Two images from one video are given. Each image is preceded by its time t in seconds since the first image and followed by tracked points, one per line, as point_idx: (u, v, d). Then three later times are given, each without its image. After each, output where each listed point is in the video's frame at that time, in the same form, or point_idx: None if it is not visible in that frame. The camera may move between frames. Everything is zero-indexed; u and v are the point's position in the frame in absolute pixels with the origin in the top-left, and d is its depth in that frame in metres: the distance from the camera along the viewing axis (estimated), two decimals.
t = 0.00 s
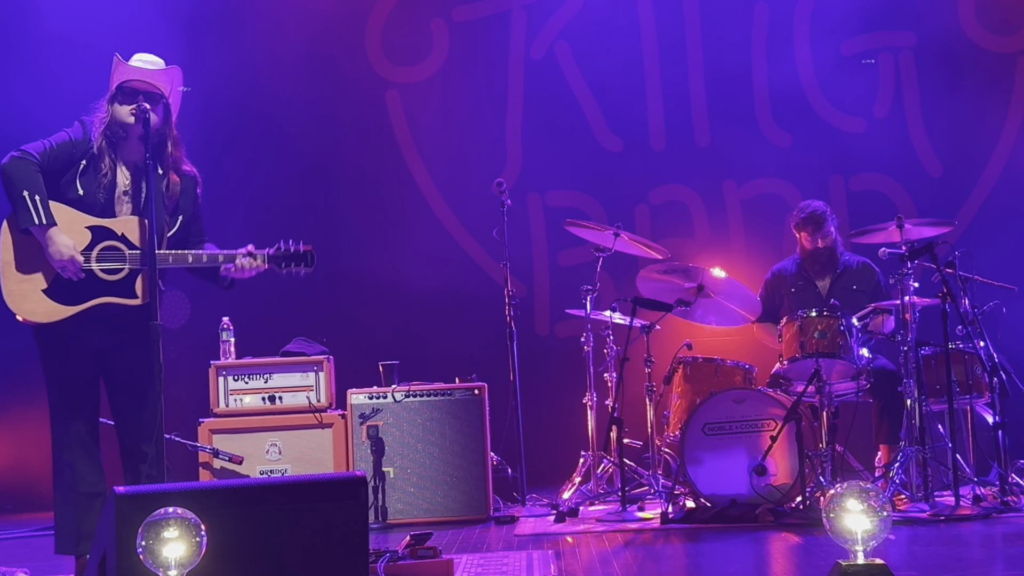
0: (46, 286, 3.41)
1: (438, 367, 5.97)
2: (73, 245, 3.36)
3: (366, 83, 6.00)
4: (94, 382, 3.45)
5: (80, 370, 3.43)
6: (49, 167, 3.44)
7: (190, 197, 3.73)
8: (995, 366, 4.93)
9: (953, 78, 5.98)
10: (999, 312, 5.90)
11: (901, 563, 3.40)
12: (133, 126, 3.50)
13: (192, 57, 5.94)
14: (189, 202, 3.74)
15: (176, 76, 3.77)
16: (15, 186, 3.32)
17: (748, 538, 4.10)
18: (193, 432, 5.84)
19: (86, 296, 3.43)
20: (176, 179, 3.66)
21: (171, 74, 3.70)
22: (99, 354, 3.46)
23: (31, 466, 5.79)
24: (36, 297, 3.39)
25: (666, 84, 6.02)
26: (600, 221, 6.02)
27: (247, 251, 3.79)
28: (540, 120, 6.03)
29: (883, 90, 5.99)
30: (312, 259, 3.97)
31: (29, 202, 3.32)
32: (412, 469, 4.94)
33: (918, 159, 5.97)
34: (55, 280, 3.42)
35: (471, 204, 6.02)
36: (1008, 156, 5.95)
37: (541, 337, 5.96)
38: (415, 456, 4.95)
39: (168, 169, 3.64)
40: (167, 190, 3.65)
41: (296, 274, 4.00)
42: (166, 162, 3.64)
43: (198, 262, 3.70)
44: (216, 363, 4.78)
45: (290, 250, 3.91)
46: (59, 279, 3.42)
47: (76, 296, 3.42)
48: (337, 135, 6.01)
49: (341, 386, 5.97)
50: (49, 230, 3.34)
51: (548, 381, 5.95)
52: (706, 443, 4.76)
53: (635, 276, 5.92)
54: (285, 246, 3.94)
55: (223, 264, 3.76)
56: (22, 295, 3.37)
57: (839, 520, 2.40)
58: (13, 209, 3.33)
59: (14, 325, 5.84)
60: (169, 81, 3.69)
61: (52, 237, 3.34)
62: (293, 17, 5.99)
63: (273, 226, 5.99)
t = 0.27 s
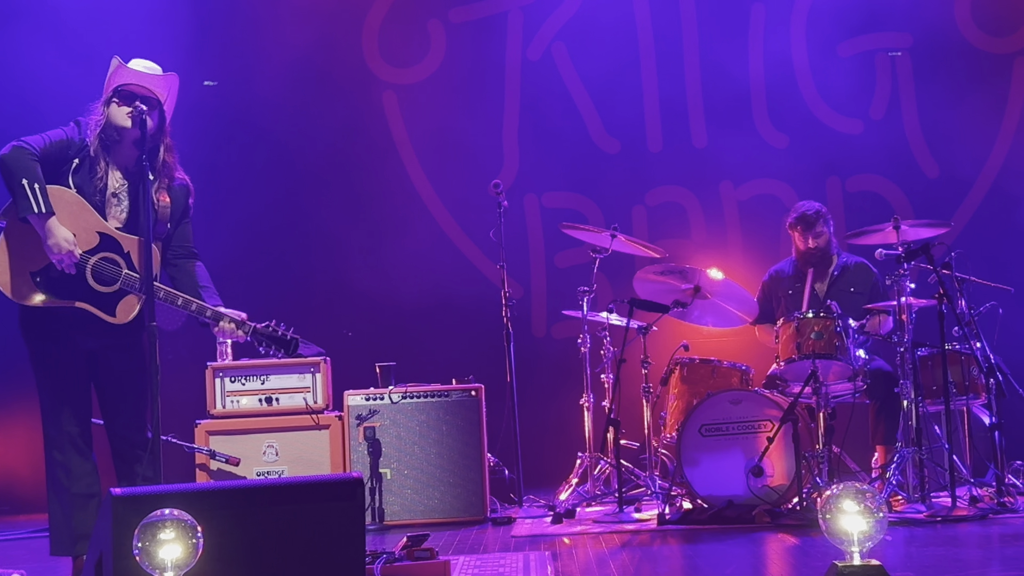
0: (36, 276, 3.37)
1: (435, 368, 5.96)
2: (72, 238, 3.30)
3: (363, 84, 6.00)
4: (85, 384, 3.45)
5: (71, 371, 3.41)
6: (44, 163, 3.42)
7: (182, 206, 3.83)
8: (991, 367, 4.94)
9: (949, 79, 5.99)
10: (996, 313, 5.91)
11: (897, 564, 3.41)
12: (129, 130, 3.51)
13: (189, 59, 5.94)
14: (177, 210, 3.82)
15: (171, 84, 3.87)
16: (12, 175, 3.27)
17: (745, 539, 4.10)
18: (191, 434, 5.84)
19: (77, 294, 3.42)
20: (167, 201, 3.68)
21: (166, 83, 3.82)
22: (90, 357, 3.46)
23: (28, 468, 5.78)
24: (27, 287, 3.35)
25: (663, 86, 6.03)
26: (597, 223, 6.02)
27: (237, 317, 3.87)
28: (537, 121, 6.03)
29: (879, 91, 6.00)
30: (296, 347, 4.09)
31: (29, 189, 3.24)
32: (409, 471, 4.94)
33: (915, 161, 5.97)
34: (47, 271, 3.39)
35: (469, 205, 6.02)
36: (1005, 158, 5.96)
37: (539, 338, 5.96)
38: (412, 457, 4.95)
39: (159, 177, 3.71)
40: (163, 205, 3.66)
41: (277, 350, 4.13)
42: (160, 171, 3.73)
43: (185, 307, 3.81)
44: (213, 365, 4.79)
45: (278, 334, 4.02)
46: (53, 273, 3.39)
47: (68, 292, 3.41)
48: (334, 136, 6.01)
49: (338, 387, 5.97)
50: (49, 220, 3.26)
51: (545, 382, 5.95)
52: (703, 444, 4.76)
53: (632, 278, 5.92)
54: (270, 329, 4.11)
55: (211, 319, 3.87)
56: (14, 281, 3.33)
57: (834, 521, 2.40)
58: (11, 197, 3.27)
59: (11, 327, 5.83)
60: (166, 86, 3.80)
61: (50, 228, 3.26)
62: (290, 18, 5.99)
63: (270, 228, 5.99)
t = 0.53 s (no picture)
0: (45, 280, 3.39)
1: (433, 369, 5.96)
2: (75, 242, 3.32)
3: (362, 85, 6.00)
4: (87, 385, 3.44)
5: (69, 372, 3.39)
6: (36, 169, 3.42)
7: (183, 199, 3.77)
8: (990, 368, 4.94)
9: (948, 80, 5.99)
10: (994, 314, 5.91)
11: (896, 564, 3.41)
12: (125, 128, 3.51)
13: (188, 59, 5.94)
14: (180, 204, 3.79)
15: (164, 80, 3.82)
16: (5, 187, 3.28)
17: (744, 540, 4.10)
18: (189, 435, 5.83)
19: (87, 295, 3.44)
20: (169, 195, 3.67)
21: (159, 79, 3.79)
22: (89, 358, 3.44)
23: (26, 468, 5.78)
24: (34, 293, 3.38)
25: (662, 86, 6.03)
26: (596, 223, 6.02)
27: (251, 294, 3.93)
28: (536, 122, 6.03)
29: (878, 92, 6.00)
30: (310, 318, 4.24)
31: (24, 200, 3.27)
32: (408, 471, 4.93)
33: (914, 161, 5.97)
34: (55, 275, 3.41)
35: (467, 206, 6.02)
36: (1004, 158, 5.96)
37: (537, 339, 5.95)
38: (411, 458, 4.94)
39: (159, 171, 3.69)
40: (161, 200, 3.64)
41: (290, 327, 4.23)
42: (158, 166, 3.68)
43: (199, 289, 3.80)
44: (211, 366, 4.79)
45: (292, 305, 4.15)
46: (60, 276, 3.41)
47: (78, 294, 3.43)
48: (332, 137, 6.01)
49: (337, 388, 5.96)
50: (49, 226, 3.30)
51: (544, 383, 5.95)
52: (702, 444, 4.76)
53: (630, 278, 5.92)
54: (286, 301, 4.16)
55: (224, 299, 3.87)
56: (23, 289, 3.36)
57: (833, 522, 2.40)
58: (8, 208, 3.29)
59: (10, 327, 5.83)
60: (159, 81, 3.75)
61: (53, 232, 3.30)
62: (288, 19, 5.98)
63: (269, 228, 5.99)
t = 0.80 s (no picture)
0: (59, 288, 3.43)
1: (434, 369, 5.97)
2: (86, 250, 3.38)
3: (361, 86, 6.00)
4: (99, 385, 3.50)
5: (85, 371, 3.47)
6: (43, 177, 3.48)
7: (192, 189, 3.79)
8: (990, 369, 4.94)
9: (947, 81, 6.00)
10: (994, 314, 5.91)
11: (897, 565, 3.41)
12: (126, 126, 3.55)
13: (187, 59, 5.94)
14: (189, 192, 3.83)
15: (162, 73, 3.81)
16: (13, 200, 3.34)
17: (744, 540, 4.11)
18: (189, 435, 5.83)
19: (102, 297, 3.48)
20: (178, 183, 3.71)
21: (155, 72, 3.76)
22: (105, 357, 3.50)
23: (27, 469, 5.78)
24: (49, 302, 3.41)
25: (662, 86, 6.03)
26: (596, 224, 6.02)
27: (265, 264, 3.96)
28: (535, 123, 6.03)
29: (878, 92, 6.00)
30: (327, 276, 4.24)
31: (33, 212, 3.33)
32: (407, 472, 4.94)
33: (914, 162, 5.98)
34: (68, 283, 3.45)
35: (467, 207, 6.02)
36: (1004, 159, 5.96)
37: (537, 339, 5.96)
38: (412, 459, 4.95)
39: (164, 163, 3.71)
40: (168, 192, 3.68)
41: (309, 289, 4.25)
42: (162, 159, 3.71)
43: (214, 269, 3.84)
44: (211, 366, 4.79)
45: (306, 266, 4.16)
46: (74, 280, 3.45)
47: (93, 296, 3.47)
48: (332, 138, 6.01)
49: (337, 388, 5.97)
50: (58, 236, 3.35)
51: (544, 383, 5.95)
52: (702, 445, 4.76)
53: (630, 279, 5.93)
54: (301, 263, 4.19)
55: (239, 275, 3.93)
56: (38, 299, 3.40)
57: (833, 522, 2.40)
58: (17, 222, 3.35)
59: (10, 328, 5.83)
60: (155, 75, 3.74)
61: (63, 241, 3.35)
62: (288, 19, 5.99)
63: (268, 229, 5.99)
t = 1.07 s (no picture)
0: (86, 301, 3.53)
1: (436, 369, 5.97)
2: (122, 259, 3.46)
3: (363, 86, 6.01)
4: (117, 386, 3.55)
5: (101, 371, 3.53)
6: (62, 191, 3.56)
7: (204, 182, 3.84)
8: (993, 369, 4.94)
9: (949, 81, 5.99)
10: (996, 314, 5.91)
11: (898, 565, 3.42)
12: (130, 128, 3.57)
13: (190, 60, 5.95)
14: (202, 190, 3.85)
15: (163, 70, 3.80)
16: (40, 219, 3.43)
17: (746, 540, 4.12)
18: (192, 436, 5.84)
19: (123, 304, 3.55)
20: (190, 181, 3.71)
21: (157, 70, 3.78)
22: (124, 359, 3.56)
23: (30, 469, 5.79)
24: (73, 312, 3.51)
25: (663, 87, 6.04)
26: (597, 224, 6.02)
27: (282, 260, 3.91)
28: (537, 123, 6.04)
29: (880, 93, 6.00)
30: (346, 264, 4.10)
31: (61, 230, 3.40)
32: (410, 473, 4.94)
33: (916, 162, 5.97)
34: (92, 292, 3.54)
35: (469, 207, 6.03)
36: (1006, 159, 5.96)
37: (539, 340, 5.96)
38: (414, 459, 4.95)
39: (175, 163, 3.72)
40: (180, 192, 3.71)
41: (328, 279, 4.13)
42: (171, 156, 3.72)
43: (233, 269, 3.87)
44: (214, 367, 4.79)
45: (322, 257, 4.03)
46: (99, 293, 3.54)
47: (115, 305, 3.54)
48: (334, 139, 6.02)
49: (339, 389, 5.97)
50: (90, 250, 3.42)
51: (546, 383, 5.95)
52: (704, 445, 4.77)
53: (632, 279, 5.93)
54: (319, 253, 4.06)
55: (257, 271, 3.93)
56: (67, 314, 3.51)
57: (836, 523, 2.40)
58: (48, 241, 3.44)
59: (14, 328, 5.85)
60: (155, 73, 3.71)
61: (96, 254, 3.42)
62: (291, 20, 5.99)
63: (270, 229, 5.99)
